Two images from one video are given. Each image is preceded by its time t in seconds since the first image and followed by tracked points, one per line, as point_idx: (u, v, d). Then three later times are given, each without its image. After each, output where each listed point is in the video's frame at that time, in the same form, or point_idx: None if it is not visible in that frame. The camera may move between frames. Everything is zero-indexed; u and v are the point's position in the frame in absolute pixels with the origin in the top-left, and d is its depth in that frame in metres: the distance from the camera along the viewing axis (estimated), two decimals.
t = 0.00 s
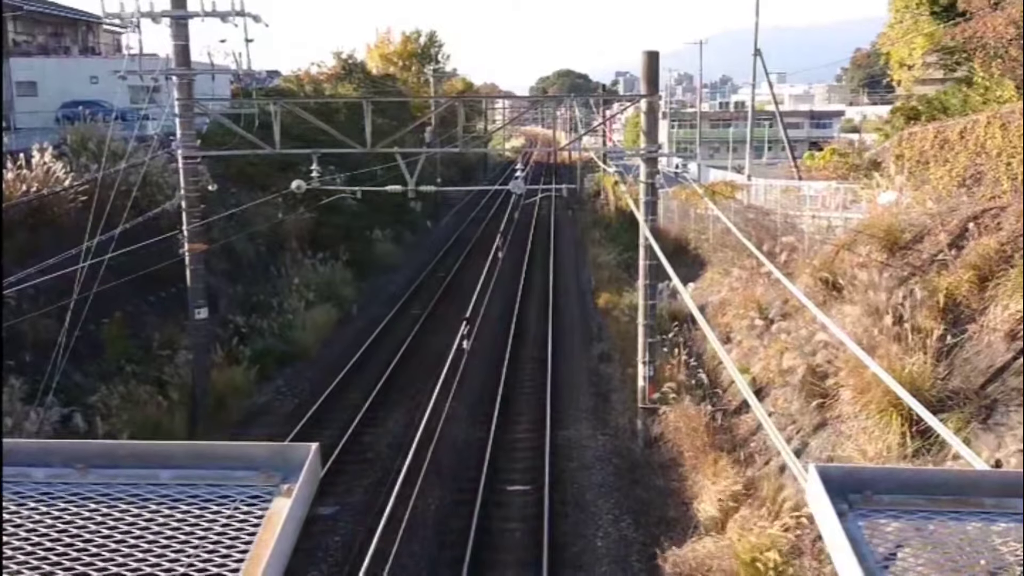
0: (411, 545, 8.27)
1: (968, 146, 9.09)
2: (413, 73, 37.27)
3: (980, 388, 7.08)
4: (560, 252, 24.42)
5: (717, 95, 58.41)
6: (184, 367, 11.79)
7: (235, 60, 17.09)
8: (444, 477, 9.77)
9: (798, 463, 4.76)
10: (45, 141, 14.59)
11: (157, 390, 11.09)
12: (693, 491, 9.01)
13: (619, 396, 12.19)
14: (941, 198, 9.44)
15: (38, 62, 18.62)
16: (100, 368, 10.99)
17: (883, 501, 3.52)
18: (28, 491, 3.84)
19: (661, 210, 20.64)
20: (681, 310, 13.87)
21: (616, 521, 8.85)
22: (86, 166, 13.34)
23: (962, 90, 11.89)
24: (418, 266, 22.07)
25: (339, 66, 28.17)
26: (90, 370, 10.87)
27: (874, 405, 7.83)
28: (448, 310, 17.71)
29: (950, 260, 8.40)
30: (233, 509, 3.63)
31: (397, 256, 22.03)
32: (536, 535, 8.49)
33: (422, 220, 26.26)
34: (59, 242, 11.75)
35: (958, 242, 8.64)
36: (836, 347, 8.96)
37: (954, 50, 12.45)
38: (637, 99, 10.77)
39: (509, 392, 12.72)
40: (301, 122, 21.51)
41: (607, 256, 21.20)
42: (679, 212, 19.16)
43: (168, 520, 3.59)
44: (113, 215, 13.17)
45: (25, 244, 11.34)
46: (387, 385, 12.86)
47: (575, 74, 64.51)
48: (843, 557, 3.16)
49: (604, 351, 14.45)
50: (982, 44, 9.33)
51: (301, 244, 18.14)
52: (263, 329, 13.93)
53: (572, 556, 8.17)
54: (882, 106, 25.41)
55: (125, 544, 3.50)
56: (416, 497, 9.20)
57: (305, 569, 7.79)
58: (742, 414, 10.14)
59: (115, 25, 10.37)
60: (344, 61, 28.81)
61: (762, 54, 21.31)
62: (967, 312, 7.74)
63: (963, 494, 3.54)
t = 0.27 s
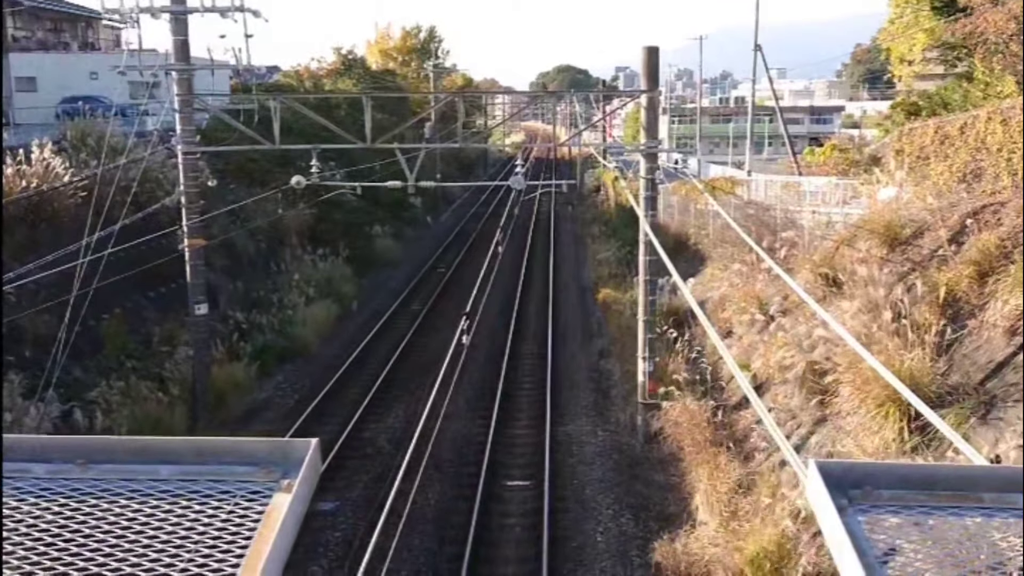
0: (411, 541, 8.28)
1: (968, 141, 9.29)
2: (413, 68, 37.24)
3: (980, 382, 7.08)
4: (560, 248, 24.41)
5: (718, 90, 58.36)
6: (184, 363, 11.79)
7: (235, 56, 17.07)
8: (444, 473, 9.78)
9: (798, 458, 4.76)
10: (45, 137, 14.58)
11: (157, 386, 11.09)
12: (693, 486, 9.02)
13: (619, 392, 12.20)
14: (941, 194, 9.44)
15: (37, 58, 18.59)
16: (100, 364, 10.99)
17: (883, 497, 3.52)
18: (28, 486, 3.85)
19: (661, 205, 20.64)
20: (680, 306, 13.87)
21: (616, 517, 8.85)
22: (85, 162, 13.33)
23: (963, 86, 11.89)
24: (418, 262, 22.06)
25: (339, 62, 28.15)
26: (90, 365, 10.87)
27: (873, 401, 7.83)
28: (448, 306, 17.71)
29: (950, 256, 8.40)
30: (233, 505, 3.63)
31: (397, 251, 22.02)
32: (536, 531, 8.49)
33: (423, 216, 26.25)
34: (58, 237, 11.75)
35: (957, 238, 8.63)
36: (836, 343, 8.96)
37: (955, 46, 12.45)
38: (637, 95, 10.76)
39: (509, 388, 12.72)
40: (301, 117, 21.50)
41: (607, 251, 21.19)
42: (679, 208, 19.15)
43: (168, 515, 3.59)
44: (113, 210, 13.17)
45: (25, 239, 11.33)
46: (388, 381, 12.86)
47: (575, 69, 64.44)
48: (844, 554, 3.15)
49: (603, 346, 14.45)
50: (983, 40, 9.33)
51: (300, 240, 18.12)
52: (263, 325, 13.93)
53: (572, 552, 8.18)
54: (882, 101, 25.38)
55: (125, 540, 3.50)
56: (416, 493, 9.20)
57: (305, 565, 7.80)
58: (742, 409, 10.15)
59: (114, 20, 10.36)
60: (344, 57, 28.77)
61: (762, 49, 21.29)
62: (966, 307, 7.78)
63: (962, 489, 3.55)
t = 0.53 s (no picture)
0: (411, 536, 8.29)
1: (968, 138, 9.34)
2: (413, 63, 37.20)
3: (980, 378, 7.08)
4: (560, 243, 24.39)
5: (718, 85, 58.27)
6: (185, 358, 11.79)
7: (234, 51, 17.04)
8: (444, 468, 9.79)
9: (798, 452, 4.75)
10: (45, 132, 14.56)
11: (158, 381, 11.09)
12: (692, 481, 9.03)
13: (619, 388, 12.19)
14: (941, 189, 9.43)
15: (37, 52, 18.57)
16: (100, 359, 10.99)
17: (883, 492, 3.52)
18: (28, 482, 3.85)
19: (661, 200, 20.62)
20: (681, 301, 13.86)
21: (616, 511, 8.86)
22: (85, 157, 13.32)
23: (963, 81, 11.87)
24: (417, 257, 22.05)
25: (339, 56, 28.11)
26: (90, 361, 10.86)
27: (873, 396, 7.84)
28: (448, 302, 17.70)
29: (951, 251, 8.39)
30: (234, 501, 3.64)
31: (397, 247, 22.00)
32: (536, 526, 8.50)
33: (422, 211, 26.23)
34: (58, 232, 11.74)
35: (958, 233, 8.59)
36: (836, 338, 8.96)
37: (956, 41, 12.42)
38: (637, 90, 10.74)
39: (509, 383, 12.72)
40: (300, 112, 21.48)
41: (607, 246, 21.18)
42: (679, 203, 19.13)
43: (169, 511, 3.60)
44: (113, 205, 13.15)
45: (25, 234, 11.32)
46: (388, 376, 12.86)
47: (575, 64, 64.38)
48: (844, 549, 3.15)
49: (603, 341, 14.45)
50: (983, 35, 9.31)
51: (301, 235, 18.10)
52: (264, 321, 13.93)
53: (571, 546, 8.19)
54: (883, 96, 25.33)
55: (125, 535, 3.51)
56: (417, 488, 9.21)
57: (306, 560, 7.81)
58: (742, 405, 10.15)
59: (114, 15, 10.34)
60: (344, 51, 28.73)
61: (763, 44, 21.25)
62: (966, 303, 7.77)
63: (961, 484, 3.56)
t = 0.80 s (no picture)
0: (411, 534, 8.30)
1: (969, 135, 9.32)
2: (413, 62, 37.19)
3: (980, 376, 7.08)
4: (560, 242, 24.38)
5: (718, 83, 58.25)
6: (185, 356, 11.79)
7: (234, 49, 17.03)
8: (445, 466, 9.79)
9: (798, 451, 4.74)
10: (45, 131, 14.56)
11: (158, 379, 11.09)
12: (692, 479, 9.02)
13: (620, 386, 12.19)
14: (941, 188, 9.42)
15: (38, 51, 18.57)
16: (101, 358, 10.99)
17: (882, 490, 3.50)
18: (29, 480, 3.84)
19: (661, 199, 20.61)
20: (681, 300, 13.84)
21: (615, 510, 8.86)
22: (86, 155, 13.32)
23: (963, 79, 11.86)
24: (418, 256, 22.04)
25: (339, 55, 28.10)
26: (91, 359, 10.87)
27: (872, 394, 7.83)
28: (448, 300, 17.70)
29: (951, 250, 8.39)
30: (235, 499, 3.64)
31: (398, 245, 22.00)
32: (536, 524, 8.50)
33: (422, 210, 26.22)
34: (58, 231, 11.75)
35: (958, 232, 8.60)
36: (836, 337, 8.96)
37: (956, 40, 12.41)
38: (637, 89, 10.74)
39: (509, 382, 12.73)
40: (300, 111, 21.47)
41: (607, 245, 21.17)
42: (679, 201, 19.12)
43: (169, 510, 3.60)
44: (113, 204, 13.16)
45: (25, 233, 11.32)
46: (388, 374, 12.86)
47: (575, 63, 64.35)
48: (843, 549, 3.12)
49: (603, 340, 14.45)
50: (983, 33, 9.30)
51: (301, 234, 18.10)
52: (264, 319, 13.93)
53: (571, 545, 8.20)
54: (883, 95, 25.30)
55: (125, 535, 3.51)
56: (417, 487, 9.21)
57: (307, 558, 7.82)
58: (742, 404, 10.14)
59: (114, 13, 10.34)
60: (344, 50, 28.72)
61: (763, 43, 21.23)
62: (966, 301, 7.76)
63: (961, 482, 3.53)
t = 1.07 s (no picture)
0: (411, 534, 8.30)
1: (970, 134, 9.32)
2: (413, 62, 37.18)
3: (981, 376, 7.08)
4: (560, 242, 24.37)
5: (718, 83, 58.23)
6: (185, 356, 11.78)
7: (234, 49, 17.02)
8: (445, 466, 9.79)
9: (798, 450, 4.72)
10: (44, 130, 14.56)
11: (158, 379, 11.09)
12: (692, 479, 9.02)
13: (620, 386, 12.18)
14: (941, 187, 9.42)
15: (37, 51, 18.56)
16: (101, 358, 10.99)
17: (882, 489, 3.49)
18: (29, 480, 3.84)
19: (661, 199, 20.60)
20: (681, 300, 13.83)
21: (615, 510, 8.86)
22: (85, 155, 13.32)
23: (963, 79, 11.85)
24: (418, 255, 22.04)
25: (339, 55, 28.10)
26: (91, 360, 10.87)
27: (873, 395, 7.82)
28: (449, 300, 17.71)
29: (951, 249, 8.39)
30: (235, 499, 3.63)
31: (398, 245, 22.00)
32: (536, 524, 8.50)
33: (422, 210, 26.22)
34: (58, 231, 11.76)
35: (958, 231, 8.60)
36: (836, 337, 8.96)
37: (956, 40, 12.41)
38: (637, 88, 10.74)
39: (509, 382, 12.73)
40: (300, 111, 21.46)
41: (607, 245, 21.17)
42: (679, 201, 19.11)
43: (169, 509, 3.60)
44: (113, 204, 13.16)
45: (25, 233, 11.33)
46: (388, 374, 12.87)
47: (575, 63, 64.35)
48: (843, 548, 3.12)
49: (603, 340, 14.45)
50: (984, 33, 9.30)
51: (301, 234, 18.09)
52: (264, 319, 13.93)
53: (571, 544, 8.20)
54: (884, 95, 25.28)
55: (125, 534, 3.51)
56: (418, 487, 9.21)
57: (307, 559, 7.82)
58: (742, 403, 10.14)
59: (113, 13, 10.34)
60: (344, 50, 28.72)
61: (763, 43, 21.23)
62: (967, 301, 7.76)
63: (961, 481, 3.51)
